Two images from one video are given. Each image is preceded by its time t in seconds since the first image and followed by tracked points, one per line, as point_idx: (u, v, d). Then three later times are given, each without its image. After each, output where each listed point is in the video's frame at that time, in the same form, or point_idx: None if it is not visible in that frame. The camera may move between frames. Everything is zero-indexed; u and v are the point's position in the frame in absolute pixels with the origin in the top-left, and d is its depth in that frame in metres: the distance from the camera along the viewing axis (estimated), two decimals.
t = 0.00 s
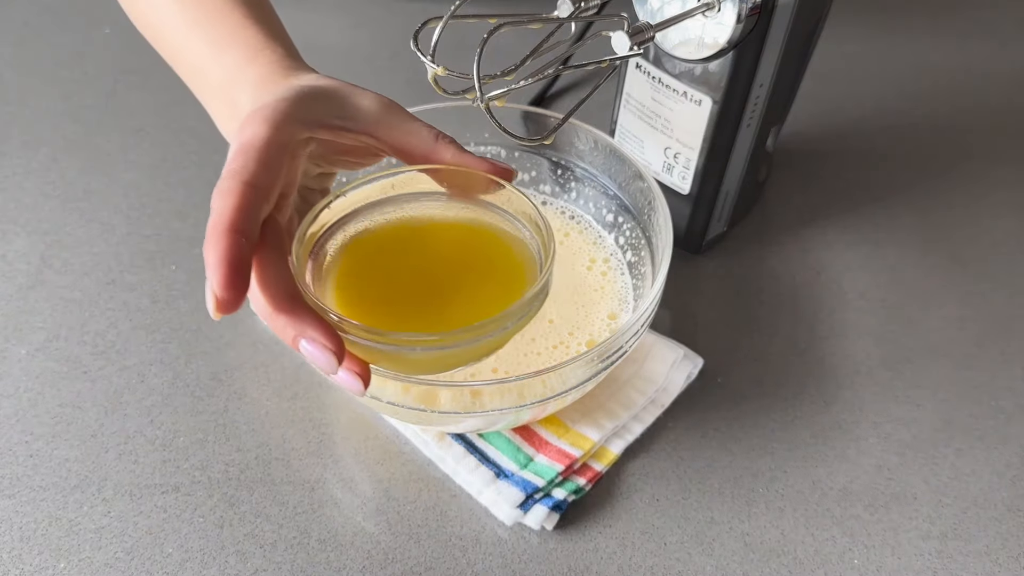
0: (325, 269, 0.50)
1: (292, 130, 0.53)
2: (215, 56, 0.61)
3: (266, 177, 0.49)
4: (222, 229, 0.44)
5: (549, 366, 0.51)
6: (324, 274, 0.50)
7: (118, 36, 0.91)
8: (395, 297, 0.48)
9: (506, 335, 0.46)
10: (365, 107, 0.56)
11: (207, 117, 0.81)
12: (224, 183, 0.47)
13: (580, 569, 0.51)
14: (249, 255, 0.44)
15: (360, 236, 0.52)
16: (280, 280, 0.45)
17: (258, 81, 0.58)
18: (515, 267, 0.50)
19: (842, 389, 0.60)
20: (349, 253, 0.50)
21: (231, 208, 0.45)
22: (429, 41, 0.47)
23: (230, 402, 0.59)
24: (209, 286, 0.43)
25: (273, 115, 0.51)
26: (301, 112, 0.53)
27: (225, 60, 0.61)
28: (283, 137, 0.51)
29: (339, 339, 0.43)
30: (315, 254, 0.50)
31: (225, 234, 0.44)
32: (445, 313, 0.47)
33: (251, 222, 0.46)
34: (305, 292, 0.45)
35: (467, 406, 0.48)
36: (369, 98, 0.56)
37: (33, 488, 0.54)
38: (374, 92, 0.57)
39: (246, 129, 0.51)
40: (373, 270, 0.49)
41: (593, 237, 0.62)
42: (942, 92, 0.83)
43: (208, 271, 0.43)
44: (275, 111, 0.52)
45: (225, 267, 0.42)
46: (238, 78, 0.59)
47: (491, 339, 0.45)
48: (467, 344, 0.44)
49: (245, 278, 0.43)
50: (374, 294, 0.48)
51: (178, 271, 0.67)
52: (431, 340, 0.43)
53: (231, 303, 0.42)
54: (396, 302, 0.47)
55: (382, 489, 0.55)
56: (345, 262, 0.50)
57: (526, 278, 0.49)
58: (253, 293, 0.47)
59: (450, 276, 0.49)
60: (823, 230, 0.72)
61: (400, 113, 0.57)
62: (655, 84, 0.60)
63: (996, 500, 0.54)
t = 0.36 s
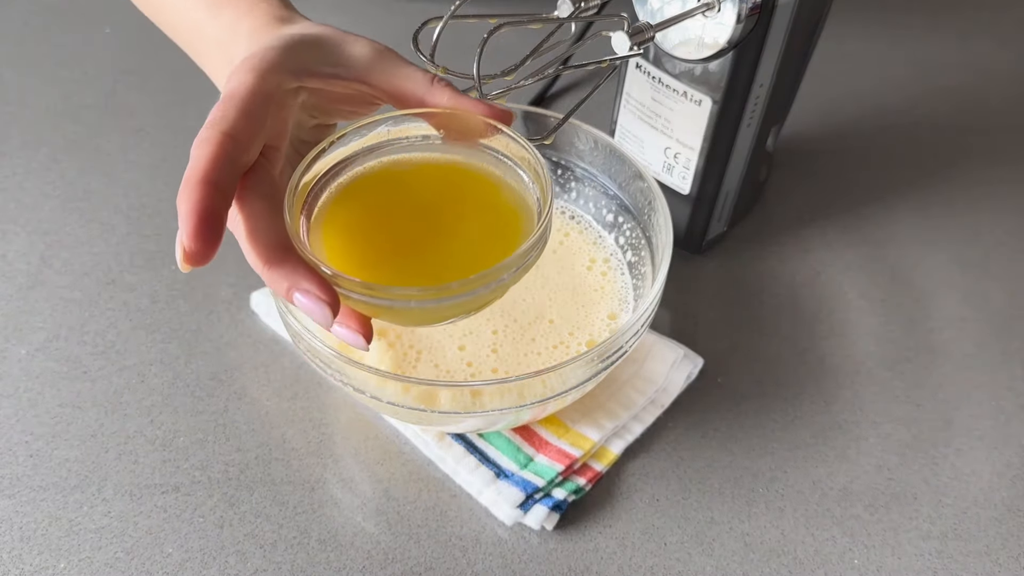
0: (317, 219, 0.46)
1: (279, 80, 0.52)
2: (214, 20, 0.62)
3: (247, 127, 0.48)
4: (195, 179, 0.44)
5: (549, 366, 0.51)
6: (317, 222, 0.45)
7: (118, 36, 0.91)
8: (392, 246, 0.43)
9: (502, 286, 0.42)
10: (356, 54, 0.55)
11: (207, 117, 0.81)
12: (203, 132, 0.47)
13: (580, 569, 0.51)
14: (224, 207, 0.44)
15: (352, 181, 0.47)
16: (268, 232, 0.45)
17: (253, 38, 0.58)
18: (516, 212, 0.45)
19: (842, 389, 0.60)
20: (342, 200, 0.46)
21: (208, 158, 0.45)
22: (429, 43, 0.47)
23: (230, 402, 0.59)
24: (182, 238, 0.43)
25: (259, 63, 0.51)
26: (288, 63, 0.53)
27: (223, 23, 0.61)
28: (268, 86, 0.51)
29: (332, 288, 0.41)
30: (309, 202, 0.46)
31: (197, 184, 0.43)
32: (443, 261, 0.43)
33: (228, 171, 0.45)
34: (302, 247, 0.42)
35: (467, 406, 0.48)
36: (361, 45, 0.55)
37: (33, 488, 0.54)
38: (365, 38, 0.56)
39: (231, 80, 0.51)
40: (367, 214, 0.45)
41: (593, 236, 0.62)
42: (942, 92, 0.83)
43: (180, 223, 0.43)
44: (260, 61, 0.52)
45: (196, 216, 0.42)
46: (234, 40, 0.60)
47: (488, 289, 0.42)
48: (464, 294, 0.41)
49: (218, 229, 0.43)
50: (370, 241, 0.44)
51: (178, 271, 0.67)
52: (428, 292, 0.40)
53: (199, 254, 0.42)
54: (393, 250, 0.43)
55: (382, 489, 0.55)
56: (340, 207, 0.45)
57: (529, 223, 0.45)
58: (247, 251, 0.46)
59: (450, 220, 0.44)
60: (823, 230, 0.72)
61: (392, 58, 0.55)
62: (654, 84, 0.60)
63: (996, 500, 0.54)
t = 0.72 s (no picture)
0: (333, 224, 0.45)
1: (291, 88, 0.52)
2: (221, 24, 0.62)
3: (260, 139, 0.49)
4: (210, 196, 0.44)
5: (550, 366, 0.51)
6: (332, 229, 0.45)
7: (118, 36, 0.91)
8: (411, 253, 0.43)
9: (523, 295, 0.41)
10: (370, 59, 0.54)
11: (207, 117, 0.81)
12: (216, 146, 0.47)
13: (580, 569, 0.51)
14: (235, 222, 0.44)
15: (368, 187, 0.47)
16: (278, 242, 0.45)
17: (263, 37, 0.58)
18: (535, 220, 0.44)
19: (842, 389, 0.60)
20: (357, 209, 0.45)
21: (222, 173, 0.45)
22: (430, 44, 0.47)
23: (230, 402, 0.59)
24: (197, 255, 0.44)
25: (271, 71, 0.51)
26: (299, 71, 0.53)
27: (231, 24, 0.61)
28: (281, 95, 0.51)
29: (346, 294, 0.41)
30: (324, 208, 0.45)
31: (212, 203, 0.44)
32: (462, 268, 0.42)
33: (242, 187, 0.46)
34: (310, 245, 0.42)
35: (467, 406, 0.48)
36: (375, 50, 0.54)
37: (33, 488, 0.54)
38: (379, 41, 0.55)
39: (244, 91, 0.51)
40: (384, 221, 0.44)
41: (593, 237, 0.62)
42: (942, 92, 0.83)
43: (195, 241, 0.44)
44: (273, 72, 0.52)
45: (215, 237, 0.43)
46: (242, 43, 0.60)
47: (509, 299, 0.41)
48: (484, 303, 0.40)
49: (233, 247, 0.44)
50: (386, 250, 0.43)
51: (178, 271, 0.67)
52: (450, 299, 0.39)
53: (216, 275, 0.44)
54: (412, 257, 0.43)
55: (381, 489, 0.55)
56: (358, 215, 0.45)
57: (550, 227, 0.44)
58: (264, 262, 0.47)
59: (468, 224, 0.44)
60: (823, 229, 0.72)
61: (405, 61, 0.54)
62: (654, 84, 0.60)
63: (996, 500, 0.54)
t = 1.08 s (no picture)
0: (347, 220, 0.45)
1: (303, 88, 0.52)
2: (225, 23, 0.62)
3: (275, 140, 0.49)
4: (226, 201, 0.45)
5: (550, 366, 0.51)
6: (346, 223, 0.44)
7: (117, 36, 0.91)
8: (431, 245, 0.42)
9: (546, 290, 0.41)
10: (381, 55, 0.54)
11: (207, 117, 0.81)
12: (230, 149, 0.47)
13: (580, 569, 0.51)
14: (252, 227, 0.45)
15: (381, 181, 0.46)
16: (293, 242, 0.45)
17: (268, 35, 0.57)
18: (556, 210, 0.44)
19: (843, 390, 0.60)
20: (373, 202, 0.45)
21: (236, 175, 0.46)
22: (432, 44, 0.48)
23: (230, 402, 0.59)
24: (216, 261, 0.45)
25: (283, 72, 0.52)
26: (309, 69, 0.53)
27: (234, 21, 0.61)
28: (293, 95, 0.51)
29: (365, 292, 0.41)
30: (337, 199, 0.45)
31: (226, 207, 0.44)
32: (481, 262, 0.42)
33: (257, 189, 0.46)
34: (327, 241, 0.41)
35: (467, 407, 0.48)
36: (386, 46, 0.54)
37: (33, 488, 0.54)
38: (390, 37, 0.55)
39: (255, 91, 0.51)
40: (399, 216, 0.44)
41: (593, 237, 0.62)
42: (942, 92, 0.83)
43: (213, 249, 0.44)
44: (283, 70, 0.52)
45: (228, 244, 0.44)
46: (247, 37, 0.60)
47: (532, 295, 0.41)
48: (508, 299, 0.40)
49: (251, 253, 0.45)
50: (402, 245, 0.43)
51: (177, 271, 0.67)
52: (475, 295, 0.39)
53: (235, 280, 0.44)
54: (429, 252, 0.42)
55: (381, 489, 0.55)
56: (373, 210, 0.45)
57: (571, 222, 0.44)
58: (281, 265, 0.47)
59: (489, 214, 0.44)
60: (824, 229, 0.71)
61: (414, 56, 0.54)
62: (655, 84, 0.60)
63: (996, 500, 0.54)
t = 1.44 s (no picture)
0: (366, 135, 0.43)
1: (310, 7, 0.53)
2: None
3: (290, 54, 0.49)
4: (246, 109, 0.43)
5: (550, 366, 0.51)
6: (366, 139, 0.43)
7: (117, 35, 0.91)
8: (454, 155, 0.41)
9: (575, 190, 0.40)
10: None
11: (207, 117, 0.81)
12: (246, 63, 0.47)
13: (580, 570, 0.51)
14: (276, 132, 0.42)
15: (398, 96, 0.44)
16: (317, 147, 0.42)
17: None
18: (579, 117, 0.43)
19: (843, 390, 0.60)
20: (393, 116, 0.43)
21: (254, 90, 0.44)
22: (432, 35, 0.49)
23: (229, 402, 0.59)
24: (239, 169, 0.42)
25: None
26: None
27: None
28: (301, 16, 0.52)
29: (394, 194, 0.39)
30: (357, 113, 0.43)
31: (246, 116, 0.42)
32: (507, 167, 0.41)
33: (275, 100, 0.44)
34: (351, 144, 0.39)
35: (467, 407, 0.48)
36: None
37: (33, 488, 0.54)
38: None
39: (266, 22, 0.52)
40: (419, 128, 0.42)
41: (593, 237, 0.62)
42: (942, 92, 0.83)
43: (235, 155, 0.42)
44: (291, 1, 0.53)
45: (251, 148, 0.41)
46: None
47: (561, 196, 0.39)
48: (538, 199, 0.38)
49: (275, 158, 0.42)
50: (424, 155, 0.41)
51: (177, 271, 0.67)
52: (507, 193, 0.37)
53: (260, 185, 0.41)
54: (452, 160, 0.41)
55: (381, 489, 0.55)
56: (393, 125, 0.43)
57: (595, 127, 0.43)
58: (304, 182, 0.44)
59: (512, 121, 0.42)
60: (824, 229, 0.71)
61: None
62: (655, 84, 0.60)
63: (996, 500, 0.54)
